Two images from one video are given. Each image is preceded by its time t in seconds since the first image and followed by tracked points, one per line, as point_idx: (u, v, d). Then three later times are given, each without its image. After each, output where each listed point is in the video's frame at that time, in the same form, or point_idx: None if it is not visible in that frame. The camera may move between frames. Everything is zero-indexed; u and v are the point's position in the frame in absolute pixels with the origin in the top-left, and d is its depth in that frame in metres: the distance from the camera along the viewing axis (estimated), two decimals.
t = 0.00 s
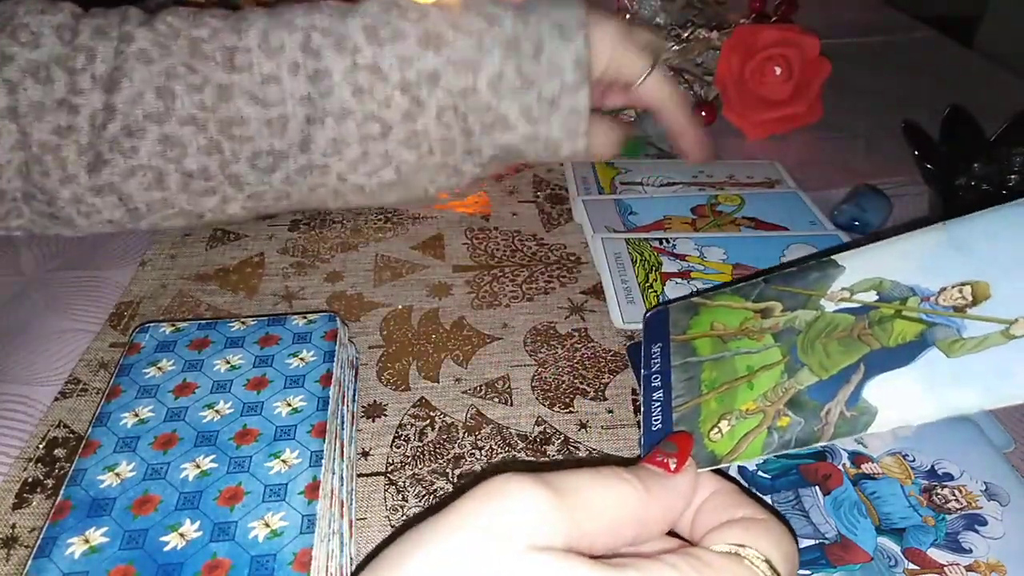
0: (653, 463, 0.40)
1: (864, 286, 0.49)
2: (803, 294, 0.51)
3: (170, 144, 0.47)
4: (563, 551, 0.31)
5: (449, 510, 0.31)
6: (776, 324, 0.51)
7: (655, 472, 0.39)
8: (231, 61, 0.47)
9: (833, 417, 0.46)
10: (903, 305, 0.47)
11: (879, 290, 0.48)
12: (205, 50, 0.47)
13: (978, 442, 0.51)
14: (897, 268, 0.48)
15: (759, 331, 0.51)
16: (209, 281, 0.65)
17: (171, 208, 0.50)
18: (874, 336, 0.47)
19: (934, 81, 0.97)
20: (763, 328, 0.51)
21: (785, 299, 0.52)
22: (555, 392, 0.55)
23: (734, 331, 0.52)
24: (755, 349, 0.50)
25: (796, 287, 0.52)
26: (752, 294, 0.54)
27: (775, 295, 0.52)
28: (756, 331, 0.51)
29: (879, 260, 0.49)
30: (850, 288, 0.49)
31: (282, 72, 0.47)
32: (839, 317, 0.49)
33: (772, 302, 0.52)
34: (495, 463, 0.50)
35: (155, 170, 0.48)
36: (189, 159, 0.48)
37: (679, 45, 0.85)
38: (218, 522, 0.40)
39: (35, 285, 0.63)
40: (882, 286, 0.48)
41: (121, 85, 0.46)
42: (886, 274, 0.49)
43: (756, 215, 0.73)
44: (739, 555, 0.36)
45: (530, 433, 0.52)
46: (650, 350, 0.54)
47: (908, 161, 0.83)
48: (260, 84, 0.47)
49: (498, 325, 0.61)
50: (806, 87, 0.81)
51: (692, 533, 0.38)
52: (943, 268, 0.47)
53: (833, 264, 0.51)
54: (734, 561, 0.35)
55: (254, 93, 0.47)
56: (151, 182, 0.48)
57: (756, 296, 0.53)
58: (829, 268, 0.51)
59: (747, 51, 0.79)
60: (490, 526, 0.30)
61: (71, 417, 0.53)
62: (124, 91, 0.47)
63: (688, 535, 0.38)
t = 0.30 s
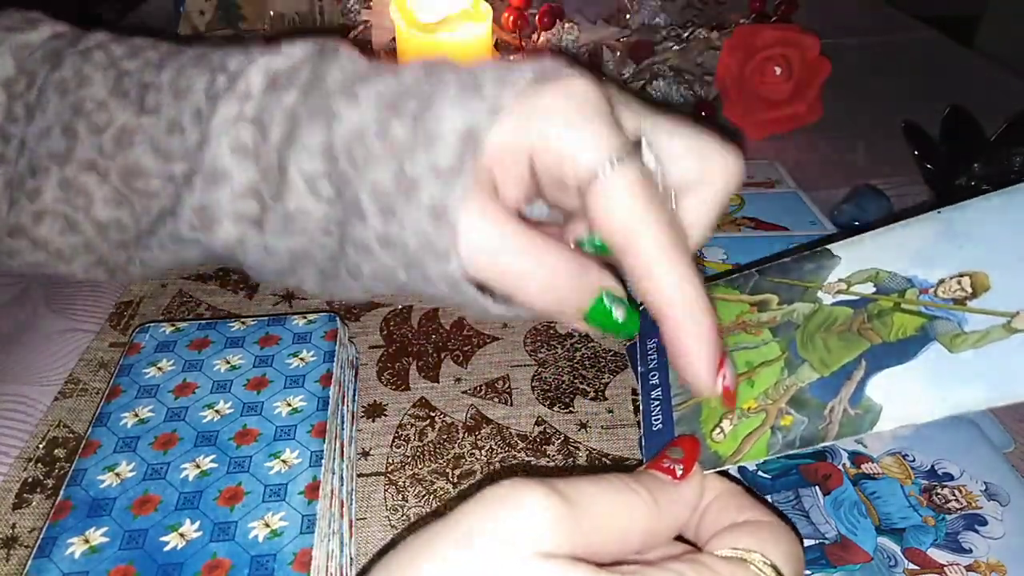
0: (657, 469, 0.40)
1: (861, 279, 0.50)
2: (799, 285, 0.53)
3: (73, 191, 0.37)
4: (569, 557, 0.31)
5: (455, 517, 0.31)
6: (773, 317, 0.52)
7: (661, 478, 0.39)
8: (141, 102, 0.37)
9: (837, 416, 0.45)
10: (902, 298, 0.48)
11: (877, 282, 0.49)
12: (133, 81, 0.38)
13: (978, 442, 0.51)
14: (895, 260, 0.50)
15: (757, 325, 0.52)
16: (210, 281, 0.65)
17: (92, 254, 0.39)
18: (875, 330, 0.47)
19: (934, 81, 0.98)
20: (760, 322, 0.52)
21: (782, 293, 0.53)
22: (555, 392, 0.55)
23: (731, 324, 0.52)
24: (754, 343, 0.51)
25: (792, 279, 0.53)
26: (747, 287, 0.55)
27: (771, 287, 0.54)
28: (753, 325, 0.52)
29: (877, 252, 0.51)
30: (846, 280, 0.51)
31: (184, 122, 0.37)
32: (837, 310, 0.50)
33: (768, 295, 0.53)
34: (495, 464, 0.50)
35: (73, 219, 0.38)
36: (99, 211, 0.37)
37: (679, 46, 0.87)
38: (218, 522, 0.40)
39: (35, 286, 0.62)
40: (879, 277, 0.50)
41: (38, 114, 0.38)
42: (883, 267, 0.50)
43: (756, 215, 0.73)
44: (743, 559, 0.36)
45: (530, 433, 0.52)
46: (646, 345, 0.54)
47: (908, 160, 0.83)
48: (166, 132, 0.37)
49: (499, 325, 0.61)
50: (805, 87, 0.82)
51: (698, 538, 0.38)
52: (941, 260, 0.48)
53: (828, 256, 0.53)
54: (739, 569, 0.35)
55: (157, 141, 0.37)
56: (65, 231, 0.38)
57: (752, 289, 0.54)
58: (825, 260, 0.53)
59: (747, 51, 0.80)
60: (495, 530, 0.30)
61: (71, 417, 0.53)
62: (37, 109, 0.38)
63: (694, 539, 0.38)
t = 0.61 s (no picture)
0: (653, 468, 0.40)
1: (842, 268, 0.51)
2: (782, 280, 0.52)
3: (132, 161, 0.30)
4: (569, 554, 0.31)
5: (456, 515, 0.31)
6: (760, 312, 0.52)
7: (657, 475, 0.39)
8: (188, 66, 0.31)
9: (825, 406, 0.46)
10: (884, 285, 0.48)
11: (858, 271, 0.50)
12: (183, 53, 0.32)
13: (980, 442, 0.51)
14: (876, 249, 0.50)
15: (742, 321, 0.52)
16: (209, 282, 0.65)
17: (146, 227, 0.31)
18: (858, 318, 0.48)
19: (936, 79, 0.98)
20: (746, 318, 0.52)
21: (766, 288, 0.52)
22: (555, 392, 0.55)
23: (719, 322, 0.53)
24: (741, 340, 0.51)
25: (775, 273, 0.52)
26: (732, 283, 0.54)
27: (755, 282, 0.53)
28: (738, 321, 0.52)
29: (857, 243, 0.51)
30: (828, 270, 0.51)
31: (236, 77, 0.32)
32: (822, 302, 0.50)
33: (753, 290, 0.53)
34: (495, 464, 0.50)
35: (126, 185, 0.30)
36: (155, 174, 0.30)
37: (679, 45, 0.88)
38: (217, 523, 0.39)
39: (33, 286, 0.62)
40: (861, 266, 0.50)
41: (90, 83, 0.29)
42: (864, 256, 0.51)
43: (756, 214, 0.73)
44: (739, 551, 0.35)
45: (530, 434, 0.52)
46: (635, 346, 0.54)
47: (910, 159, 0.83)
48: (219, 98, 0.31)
49: (498, 325, 0.61)
50: (806, 84, 0.81)
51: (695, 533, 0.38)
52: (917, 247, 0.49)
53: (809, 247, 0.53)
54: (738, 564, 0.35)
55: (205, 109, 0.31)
56: (117, 198, 0.30)
57: (737, 285, 0.54)
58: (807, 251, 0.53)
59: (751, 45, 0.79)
60: (499, 531, 0.30)
61: (70, 418, 0.53)
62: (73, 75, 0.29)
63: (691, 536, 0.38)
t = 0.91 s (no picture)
0: (650, 465, 0.40)
1: (830, 257, 0.52)
2: (773, 268, 0.54)
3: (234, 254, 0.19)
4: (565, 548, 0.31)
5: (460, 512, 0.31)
6: (750, 302, 0.53)
7: (652, 472, 0.39)
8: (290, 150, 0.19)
9: (818, 396, 0.48)
10: (872, 272, 0.49)
11: (847, 258, 0.51)
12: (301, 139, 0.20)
13: (977, 442, 0.51)
14: (863, 235, 0.51)
15: (733, 312, 0.53)
16: (211, 282, 0.65)
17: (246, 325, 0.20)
18: (847, 306, 0.49)
19: (935, 81, 0.98)
20: (736, 308, 0.54)
21: (755, 276, 0.54)
22: (554, 392, 0.55)
23: (710, 313, 0.54)
24: (731, 330, 0.53)
25: (764, 262, 0.54)
26: (722, 272, 0.56)
27: (745, 271, 0.55)
28: (729, 311, 0.54)
29: (844, 231, 0.52)
30: (817, 259, 0.52)
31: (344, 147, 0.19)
32: (811, 290, 0.51)
33: (743, 279, 0.55)
34: (493, 463, 0.50)
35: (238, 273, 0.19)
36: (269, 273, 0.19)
37: (679, 46, 0.89)
38: (218, 522, 0.40)
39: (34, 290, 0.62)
40: (849, 253, 0.51)
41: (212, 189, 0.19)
42: (851, 242, 0.52)
43: (755, 215, 0.73)
44: (736, 544, 0.36)
45: (530, 433, 0.52)
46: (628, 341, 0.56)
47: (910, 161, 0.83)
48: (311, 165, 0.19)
49: (498, 325, 0.61)
50: (806, 86, 0.83)
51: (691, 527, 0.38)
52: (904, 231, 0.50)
53: (797, 235, 0.54)
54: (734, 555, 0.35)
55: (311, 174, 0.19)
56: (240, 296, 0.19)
57: (727, 274, 0.55)
58: (795, 240, 0.54)
59: (748, 52, 0.82)
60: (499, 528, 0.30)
61: (72, 418, 0.53)
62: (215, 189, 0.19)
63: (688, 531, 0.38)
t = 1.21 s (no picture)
0: (657, 466, 0.40)
1: (803, 216, 0.47)
2: (742, 232, 0.50)
3: None
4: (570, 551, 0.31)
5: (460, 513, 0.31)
6: (726, 277, 0.50)
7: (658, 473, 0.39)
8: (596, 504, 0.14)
9: (818, 386, 0.44)
10: (851, 236, 0.44)
11: (822, 217, 0.46)
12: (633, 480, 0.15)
13: (979, 443, 0.51)
14: (832, 186, 0.46)
15: (712, 287, 0.51)
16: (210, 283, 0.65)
17: None
18: (831, 279, 0.45)
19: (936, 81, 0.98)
20: (714, 284, 0.51)
21: (727, 243, 0.51)
22: (555, 392, 0.55)
23: (686, 292, 0.52)
24: (715, 310, 0.50)
25: (733, 226, 0.51)
26: (692, 240, 0.53)
27: (716, 238, 0.52)
28: (709, 288, 0.51)
29: (814, 182, 0.47)
30: (790, 218, 0.48)
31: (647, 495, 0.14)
32: (789, 258, 0.47)
33: (714, 247, 0.51)
34: (494, 464, 0.50)
35: None
36: None
37: (680, 46, 0.87)
38: (217, 522, 0.39)
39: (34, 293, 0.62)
40: (823, 210, 0.46)
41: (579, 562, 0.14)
42: (824, 197, 0.46)
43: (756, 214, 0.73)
44: (744, 555, 0.36)
45: (530, 434, 0.52)
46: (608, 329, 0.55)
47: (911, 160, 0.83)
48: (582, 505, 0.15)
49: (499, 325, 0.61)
50: (806, 86, 0.83)
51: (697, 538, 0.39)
52: (881, 180, 0.44)
53: (762, 188, 0.50)
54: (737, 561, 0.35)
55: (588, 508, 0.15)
56: None
57: (697, 242, 0.53)
58: (765, 195, 0.49)
59: (747, 52, 0.82)
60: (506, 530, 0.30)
61: (71, 419, 0.53)
62: None
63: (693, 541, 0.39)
